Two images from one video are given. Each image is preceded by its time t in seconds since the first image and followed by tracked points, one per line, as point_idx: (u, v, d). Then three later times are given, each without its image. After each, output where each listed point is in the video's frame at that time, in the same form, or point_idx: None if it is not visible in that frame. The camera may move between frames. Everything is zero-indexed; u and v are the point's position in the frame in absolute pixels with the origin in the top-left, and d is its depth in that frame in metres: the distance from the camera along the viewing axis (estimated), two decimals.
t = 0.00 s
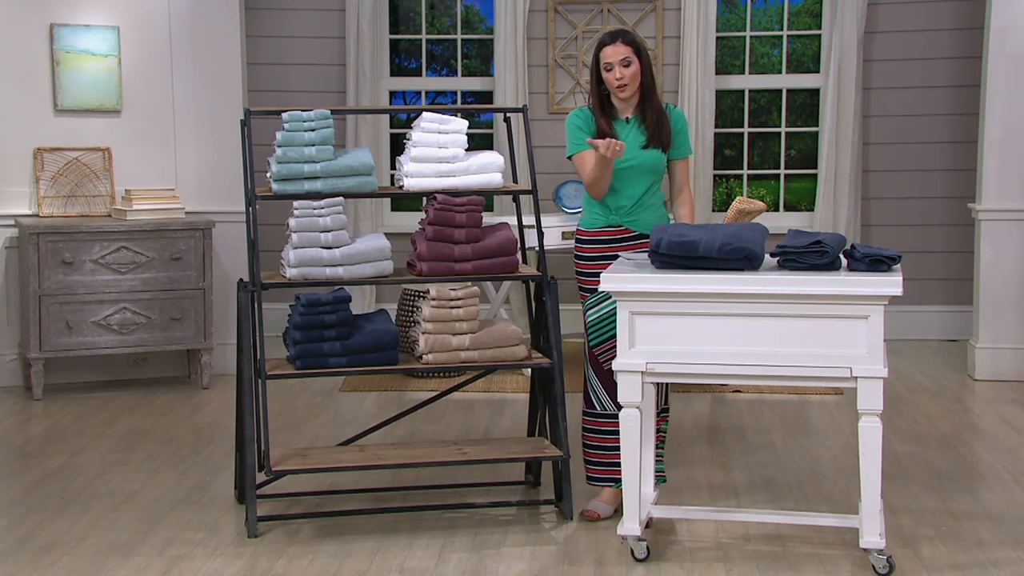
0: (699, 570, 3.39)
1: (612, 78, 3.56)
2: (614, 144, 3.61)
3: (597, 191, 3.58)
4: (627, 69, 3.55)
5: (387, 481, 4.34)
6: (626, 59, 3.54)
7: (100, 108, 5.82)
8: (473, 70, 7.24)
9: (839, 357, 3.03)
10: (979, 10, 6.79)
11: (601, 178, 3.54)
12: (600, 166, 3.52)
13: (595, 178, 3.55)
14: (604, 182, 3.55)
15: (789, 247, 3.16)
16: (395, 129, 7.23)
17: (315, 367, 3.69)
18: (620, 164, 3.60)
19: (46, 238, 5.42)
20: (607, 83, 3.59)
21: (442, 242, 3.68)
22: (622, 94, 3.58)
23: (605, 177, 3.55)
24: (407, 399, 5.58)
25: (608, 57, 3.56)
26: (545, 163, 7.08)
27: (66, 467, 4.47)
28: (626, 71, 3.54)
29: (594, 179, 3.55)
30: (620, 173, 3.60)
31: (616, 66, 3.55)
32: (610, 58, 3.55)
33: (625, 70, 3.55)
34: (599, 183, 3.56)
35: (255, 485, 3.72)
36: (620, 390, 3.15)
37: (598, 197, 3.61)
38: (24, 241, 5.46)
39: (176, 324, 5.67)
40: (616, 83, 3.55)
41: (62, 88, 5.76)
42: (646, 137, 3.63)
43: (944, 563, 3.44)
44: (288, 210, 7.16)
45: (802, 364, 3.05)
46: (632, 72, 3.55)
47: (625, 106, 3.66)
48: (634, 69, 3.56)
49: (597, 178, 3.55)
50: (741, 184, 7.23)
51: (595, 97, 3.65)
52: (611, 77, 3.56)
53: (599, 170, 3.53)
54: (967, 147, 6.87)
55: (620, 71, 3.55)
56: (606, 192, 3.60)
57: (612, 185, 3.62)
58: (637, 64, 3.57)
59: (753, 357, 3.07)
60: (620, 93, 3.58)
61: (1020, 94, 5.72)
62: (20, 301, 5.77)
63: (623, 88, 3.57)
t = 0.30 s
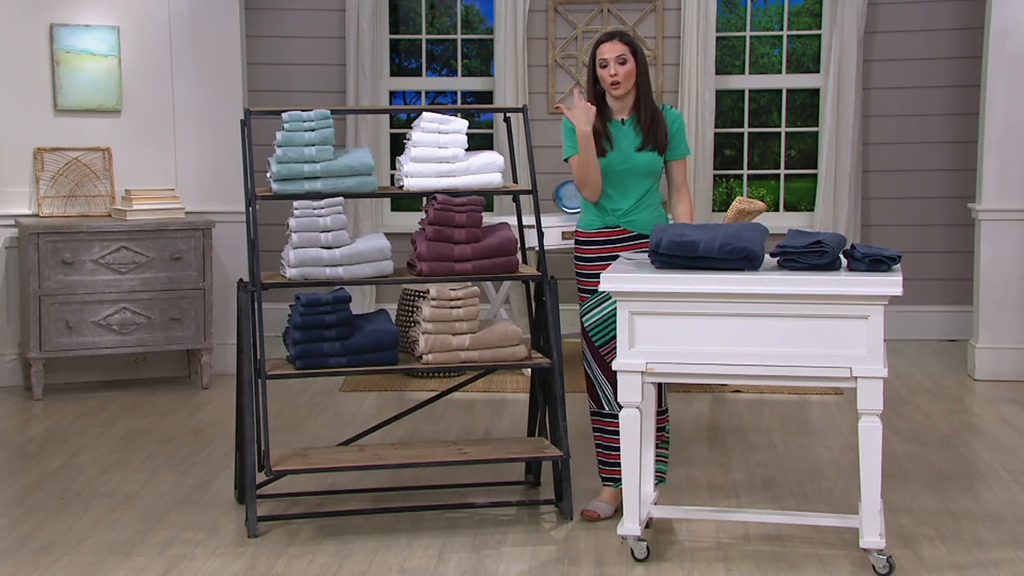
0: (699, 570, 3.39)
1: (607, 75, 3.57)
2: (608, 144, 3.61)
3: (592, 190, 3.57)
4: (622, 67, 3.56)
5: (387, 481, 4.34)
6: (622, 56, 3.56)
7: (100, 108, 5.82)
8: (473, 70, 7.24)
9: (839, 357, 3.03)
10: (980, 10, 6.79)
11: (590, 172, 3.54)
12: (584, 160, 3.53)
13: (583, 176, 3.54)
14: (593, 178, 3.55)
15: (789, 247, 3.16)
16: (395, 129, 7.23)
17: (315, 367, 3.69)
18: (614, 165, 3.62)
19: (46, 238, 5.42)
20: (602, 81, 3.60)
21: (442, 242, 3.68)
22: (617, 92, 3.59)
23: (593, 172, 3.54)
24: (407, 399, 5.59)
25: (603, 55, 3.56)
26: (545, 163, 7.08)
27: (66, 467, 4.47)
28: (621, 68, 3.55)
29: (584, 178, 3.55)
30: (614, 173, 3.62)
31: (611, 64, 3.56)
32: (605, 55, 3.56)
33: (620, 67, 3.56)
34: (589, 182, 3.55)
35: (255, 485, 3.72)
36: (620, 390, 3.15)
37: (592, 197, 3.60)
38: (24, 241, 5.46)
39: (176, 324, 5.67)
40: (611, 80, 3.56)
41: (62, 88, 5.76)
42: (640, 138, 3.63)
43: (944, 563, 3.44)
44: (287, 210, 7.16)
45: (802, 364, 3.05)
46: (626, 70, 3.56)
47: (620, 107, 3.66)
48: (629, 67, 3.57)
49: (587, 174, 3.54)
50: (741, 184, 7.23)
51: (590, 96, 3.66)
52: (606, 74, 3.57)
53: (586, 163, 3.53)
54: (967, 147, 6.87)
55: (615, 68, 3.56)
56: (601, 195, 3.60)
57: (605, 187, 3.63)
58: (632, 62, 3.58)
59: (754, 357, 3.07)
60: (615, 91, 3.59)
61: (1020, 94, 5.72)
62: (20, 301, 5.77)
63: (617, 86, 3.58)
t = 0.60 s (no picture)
0: (699, 570, 3.39)
1: (608, 73, 3.56)
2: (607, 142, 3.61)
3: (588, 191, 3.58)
4: (623, 66, 3.55)
5: (387, 481, 4.34)
6: (623, 55, 3.55)
7: (100, 108, 5.82)
8: (473, 70, 7.24)
9: (839, 357, 3.03)
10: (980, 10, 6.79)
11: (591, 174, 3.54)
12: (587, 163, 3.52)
13: (582, 179, 3.55)
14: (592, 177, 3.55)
15: (789, 247, 3.16)
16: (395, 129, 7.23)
17: (315, 367, 3.69)
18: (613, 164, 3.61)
19: (45, 238, 5.42)
20: (603, 79, 3.60)
21: (442, 242, 3.68)
22: (617, 91, 3.58)
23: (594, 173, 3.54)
24: (407, 399, 5.59)
25: (605, 53, 3.56)
26: (545, 163, 7.08)
27: (66, 467, 4.47)
28: (623, 67, 3.55)
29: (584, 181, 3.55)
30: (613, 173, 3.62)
31: (613, 62, 3.55)
32: (607, 54, 3.56)
33: (621, 66, 3.55)
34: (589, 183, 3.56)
35: (255, 485, 3.72)
36: (620, 390, 3.15)
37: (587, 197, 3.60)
38: (24, 241, 5.46)
39: (176, 324, 5.67)
40: (611, 78, 3.56)
41: (62, 88, 5.76)
42: (640, 136, 3.63)
43: (944, 563, 3.44)
44: (288, 210, 7.16)
45: (801, 364, 3.05)
46: (628, 68, 3.56)
47: (620, 105, 3.66)
48: (630, 66, 3.57)
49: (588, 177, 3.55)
50: (741, 185, 7.23)
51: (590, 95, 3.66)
52: (607, 72, 3.57)
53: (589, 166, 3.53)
54: (967, 147, 6.87)
55: (616, 67, 3.55)
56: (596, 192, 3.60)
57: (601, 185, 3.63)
58: (634, 61, 3.58)
59: (754, 358, 3.07)
60: (615, 89, 3.58)
61: (1019, 93, 5.72)
62: (20, 301, 5.77)
63: (618, 84, 3.57)
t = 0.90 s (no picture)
0: (699, 570, 3.39)
1: (609, 81, 3.56)
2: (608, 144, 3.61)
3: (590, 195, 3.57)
4: (624, 73, 3.55)
5: (388, 481, 4.34)
6: (623, 62, 3.55)
7: (100, 108, 5.82)
8: (473, 71, 7.24)
9: (839, 357, 3.03)
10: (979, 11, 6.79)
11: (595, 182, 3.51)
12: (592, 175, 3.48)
13: (585, 184, 3.53)
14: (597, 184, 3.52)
15: (789, 247, 3.16)
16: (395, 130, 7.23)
17: (315, 367, 3.69)
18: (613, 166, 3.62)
19: (45, 238, 5.42)
20: (604, 85, 3.60)
21: (442, 242, 3.68)
22: (619, 97, 3.59)
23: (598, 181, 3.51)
24: (407, 400, 5.59)
25: (605, 60, 3.55)
26: (545, 163, 7.07)
27: (66, 468, 4.47)
28: (623, 74, 3.55)
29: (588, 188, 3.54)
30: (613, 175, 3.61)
31: (614, 69, 3.55)
32: (606, 62, 3.55)
33: (622, 73, 3.55)
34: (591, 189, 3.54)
35: (255, 485, 3.72)
36: (620, 390, 3.15)
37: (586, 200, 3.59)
38: (24, 242, 5.46)
39: (176, 324, 5.67)
40: (613, 87, 3.56)
41: (62, 89, 5.76)
42: (639, 139, 3.63)
43: (944, 563, 3.45)
44: (287, 210, 7.16)
45: (801, 364, 3.05)
46: (628, 75, 3.56)
47: (621, 109, 3.66)
48: (630, 73, 3.57)
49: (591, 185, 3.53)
50: (741, 185, 7.23)
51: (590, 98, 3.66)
52: (608, 80, 3.57)
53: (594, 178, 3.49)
54: (967, 148, 6.88)
55: (617, 71, 3.55)
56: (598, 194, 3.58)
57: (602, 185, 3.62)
58: (634, 67, 3.57)
59: (754, 358, 3.08)
60: (617, 96, 3.58)
61: (1020, 93, 5.72)
62: (19, 301, 5.77)
63: (620, 91, 3.58)
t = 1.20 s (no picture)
0: (699, 570, 3.40)
1: (608, 82, 3.57)
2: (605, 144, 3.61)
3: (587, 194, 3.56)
4: (623, 74, 3.55)
5: (388, 481, 4.34)
6: (623, 64, 3.55)
7: (100, 108, 5.82)
8: (473, 71, 7.24)
9: (838, 357, 3.03)
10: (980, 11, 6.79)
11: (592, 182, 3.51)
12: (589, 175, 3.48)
13: (582, 183, 3.53)
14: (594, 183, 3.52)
15: (789, 247, 3.16)
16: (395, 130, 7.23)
17: (315, 367, 3.69)
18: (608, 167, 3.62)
19: (46, 238, 5.42)
20: (603, 87, 3.60)
21: (442, 242, 3.68)
22: (618, 98, 3.59)
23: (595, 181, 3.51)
24: (407, 400, 5.59)
25: (604, 61, 3.55)
26: (545, 163, 7.08)
27: (66, 468, 4.47)
28: (623, 75, 3.55)
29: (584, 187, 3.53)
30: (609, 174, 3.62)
31: (613, 71, 3.55)
32: (606, 63, 3.55)
33: (621, 74, 3.55)
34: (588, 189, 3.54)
35: (255, 485, 3.72)
36: (620, 390, 3.15)
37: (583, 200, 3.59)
38: (24, 242, 5.46)
39: (176, 324, 5.67)
40: (612, 88, 3.56)
41: (62, 89, 5.76)
42: (637, 139, 3.63)
43: (944, 563, 3.45)
44: (287, 210, 7.16)
45: (801, 365, 3.05)
46: (628, 77, 3.56)
47: (620, 109, 3.66)
48: (630, 74, 3.57)
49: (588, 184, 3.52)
50: (741, 185, 7.23)
51: (589, 98, 3.66)
52: (607, 81, 3.57)
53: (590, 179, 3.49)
54: (967, 148, 6.88)
55: (615, 72, 3.55)
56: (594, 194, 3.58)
57: (598, 185, 3.62)
58: (633, 68, 3.57)
59: (753, 358, 3.08)
60: (615, 97, 3.59)
61: (1020, 93, 5.72)
62: (19, 301, 5.77)
63: (619, 92, 3.58)
